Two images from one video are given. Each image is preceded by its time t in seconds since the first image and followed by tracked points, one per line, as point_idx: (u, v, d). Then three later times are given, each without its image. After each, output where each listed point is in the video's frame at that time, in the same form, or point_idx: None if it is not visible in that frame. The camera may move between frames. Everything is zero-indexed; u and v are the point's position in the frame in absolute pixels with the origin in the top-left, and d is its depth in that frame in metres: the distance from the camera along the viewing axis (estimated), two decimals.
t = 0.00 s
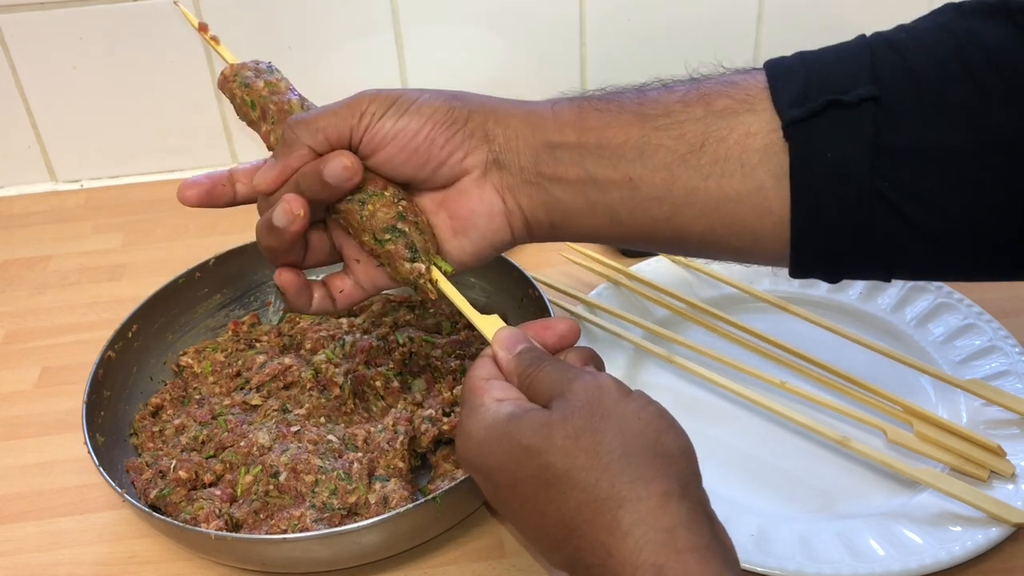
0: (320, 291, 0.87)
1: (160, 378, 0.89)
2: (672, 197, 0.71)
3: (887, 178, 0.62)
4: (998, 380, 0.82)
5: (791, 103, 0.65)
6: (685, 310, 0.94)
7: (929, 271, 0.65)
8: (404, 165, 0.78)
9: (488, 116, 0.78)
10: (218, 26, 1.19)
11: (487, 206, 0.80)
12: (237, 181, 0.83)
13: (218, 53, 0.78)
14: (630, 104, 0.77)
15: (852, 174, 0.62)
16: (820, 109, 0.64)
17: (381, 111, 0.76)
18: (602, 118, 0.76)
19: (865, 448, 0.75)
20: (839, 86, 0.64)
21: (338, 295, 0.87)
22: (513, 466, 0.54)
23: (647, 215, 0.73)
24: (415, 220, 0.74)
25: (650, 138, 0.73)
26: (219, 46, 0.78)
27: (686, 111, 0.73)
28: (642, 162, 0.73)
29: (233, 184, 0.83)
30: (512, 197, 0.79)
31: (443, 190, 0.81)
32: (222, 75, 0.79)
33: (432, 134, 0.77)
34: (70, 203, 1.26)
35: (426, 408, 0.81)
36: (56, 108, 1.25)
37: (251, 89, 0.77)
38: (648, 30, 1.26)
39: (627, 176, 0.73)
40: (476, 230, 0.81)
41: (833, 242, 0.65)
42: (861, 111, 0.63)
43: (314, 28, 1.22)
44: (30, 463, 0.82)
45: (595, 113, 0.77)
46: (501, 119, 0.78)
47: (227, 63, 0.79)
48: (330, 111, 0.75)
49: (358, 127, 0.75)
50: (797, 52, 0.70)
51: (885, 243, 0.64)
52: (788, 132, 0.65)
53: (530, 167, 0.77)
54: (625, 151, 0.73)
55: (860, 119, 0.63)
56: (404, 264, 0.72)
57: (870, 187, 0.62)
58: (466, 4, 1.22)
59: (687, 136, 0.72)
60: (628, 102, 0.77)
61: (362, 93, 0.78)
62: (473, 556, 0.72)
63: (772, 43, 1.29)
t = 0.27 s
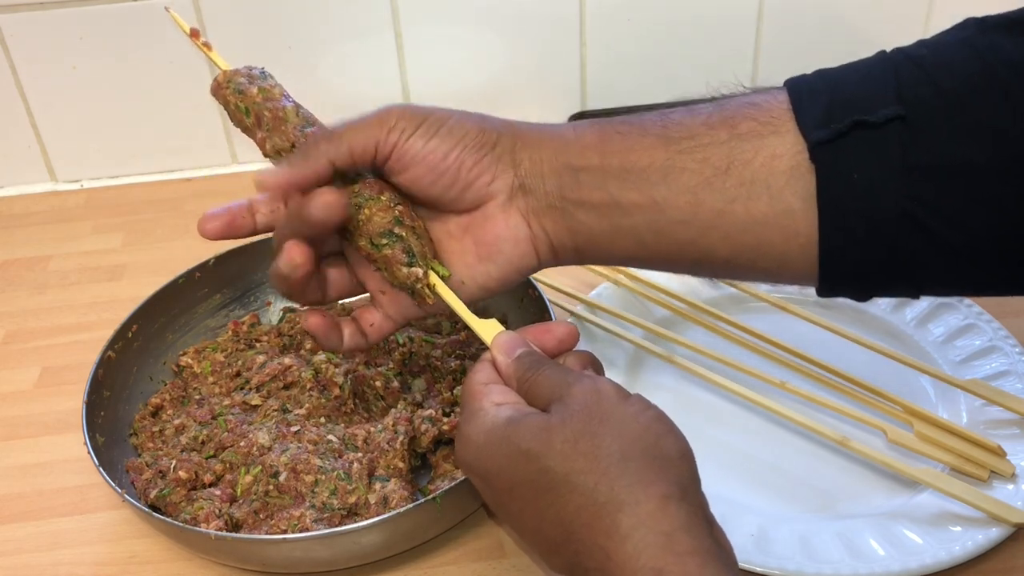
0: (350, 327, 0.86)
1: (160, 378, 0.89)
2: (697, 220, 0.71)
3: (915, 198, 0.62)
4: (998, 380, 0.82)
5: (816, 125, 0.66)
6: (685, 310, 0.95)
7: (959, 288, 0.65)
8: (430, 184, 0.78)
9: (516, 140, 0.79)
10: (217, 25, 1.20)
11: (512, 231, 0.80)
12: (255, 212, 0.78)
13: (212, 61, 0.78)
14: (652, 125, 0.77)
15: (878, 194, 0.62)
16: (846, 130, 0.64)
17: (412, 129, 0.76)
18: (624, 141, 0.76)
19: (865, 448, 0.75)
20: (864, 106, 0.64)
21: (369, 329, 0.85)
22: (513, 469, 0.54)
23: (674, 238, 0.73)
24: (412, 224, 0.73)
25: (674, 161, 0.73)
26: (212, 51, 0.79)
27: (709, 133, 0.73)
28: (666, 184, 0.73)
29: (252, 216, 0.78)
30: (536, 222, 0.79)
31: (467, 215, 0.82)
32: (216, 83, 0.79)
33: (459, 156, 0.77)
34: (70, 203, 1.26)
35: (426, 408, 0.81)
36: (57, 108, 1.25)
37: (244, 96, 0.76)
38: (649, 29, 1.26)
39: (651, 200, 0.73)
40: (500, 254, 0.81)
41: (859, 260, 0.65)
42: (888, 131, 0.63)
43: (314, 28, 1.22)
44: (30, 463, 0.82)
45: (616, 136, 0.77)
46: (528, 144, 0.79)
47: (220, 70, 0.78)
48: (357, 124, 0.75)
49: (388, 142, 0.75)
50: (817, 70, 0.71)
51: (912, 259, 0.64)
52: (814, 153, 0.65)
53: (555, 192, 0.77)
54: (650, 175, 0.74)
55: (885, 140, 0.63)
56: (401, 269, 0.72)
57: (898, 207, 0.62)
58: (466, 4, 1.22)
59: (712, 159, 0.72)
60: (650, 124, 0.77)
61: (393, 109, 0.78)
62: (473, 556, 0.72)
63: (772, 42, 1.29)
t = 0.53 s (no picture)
0: (352, 329, 0.86)
1: (160, 378, 0.89)
2: (709, 224, 0.72)
3: (928, 200, 0.62)
4: (998, 380, 0.82)
5: (828, 126, 0.66)
6: (685, 310, 0.95)
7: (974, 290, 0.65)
8: (440, 186, 0.79)
9: (527, 146, 0.80)
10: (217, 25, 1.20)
11: (523, 236, 0.80)
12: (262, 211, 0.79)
13: (217, 62, 0.77)
14: (663, 130, 0.78)
15: (891, 195, 0.63)
16: (859, 132, 0.64)
17: (425, 130, 0.76)
18: (634, 146, 0.77)
19: (865, 448, 0.75)
20: (877, 108, 0.65)
21: (370, 332, 0.85)
22: (517, 469, 0.54)
23: (686, 242, 0.73)
24: (418, 226, 0.73)
25: (685, 165, 0.74)
26: (216, 53, 0.77)
27: (720, 137, 0.74)
28: (677, 189, 0.73)
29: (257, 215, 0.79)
30: (547, 228, 0.80)
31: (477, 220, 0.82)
32: (221, 83, 0.75)
33: (470, 160, 0.77)
34: (70, 203, 1.26)
35: (426, 408, 0.81)
36: (56, 108, 1.25)
37: (247, 98, 0.73)
38: (649, 29, 1.27)
39: (662, 205, 0.73)
40: (511, 260, 0.81)
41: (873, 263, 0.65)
42: (900, 133, 0.63)
43: (314, 27, 1.22)
44: (30, 463, 0.82)
45: (627, 141, 0.78)
46: (539, 150, 0.79)
47: (224, 72, 0.76)
48: (370, 120, 0.74)
49: (401, 143, 0.75)
50: (829, 74, 0.72)
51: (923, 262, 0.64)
52: (828, 156, 0.65)
53: (565, 198, 0.78)
54: (661, 180, 0.74)
55: (898, 141, 0.63)
56: (406, 270, 0.71)
57: (911, 209, 0.63)
58: (466, 4, 1.22)
59: (723, 163, 0.73)
60: (660, 130, 0.78)
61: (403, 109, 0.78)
62: (473, 556, 0.72)
63: (772, 42, 1.29)
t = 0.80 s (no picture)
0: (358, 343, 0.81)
1: (160, 378, 0.89)
2: (720, 235, 0.70)
3: (941, 207, 0.61)
4: (998, 380, 0.82)
5: (840, 136, 0.65)
6: (685, 310, 0.95)
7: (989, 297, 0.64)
8: (443, 210, 0.76)
9: (528, 161, 0.77)
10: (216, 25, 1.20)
11: (530, 251, 0.78)
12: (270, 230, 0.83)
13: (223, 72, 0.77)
14: (671, 141, 0.76)
15: (905, 206, 0.61)
16: (871, 140, 0.63)
17: (421, 157, 0.74)
18: (642, 157, 0.74)
19: (865, 448, 0.75)
20: (889, 116, 0.63)
21: (377, 346, 0.82)
22: (517, 472, 0.54)
23: (697, 253, 0.71)
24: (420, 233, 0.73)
25: (695, 176, 0.72)
26: (222, 62, 0.77)
27: (731, 146, 0.73)
28: (688, 201, 0.71)
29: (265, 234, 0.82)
30: (555, 242, 0.77)
31: (484, 238, 0.80)
32: (226, 92, 0.77)
33: (472, 181, 0.75)
34: (70, 203, 1.26)
35: (426, 408, 0.81)
36: (56, 108, 1.25)
37: (253, 105, 0.75)
38: (649, 29, 1.26)
39: (672, 217, 0.72)
40: (519, 275, 0.79)
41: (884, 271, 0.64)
42: (913, 141, 0.62)
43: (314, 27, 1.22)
44: (30, 463, 0.82)
45: (635, 153, 0.75)
46: (542, 164, 0.77)
47: (230, 81, 0.77)
48: (369, 158, 0.73)
49: (398, 173, 0.73)
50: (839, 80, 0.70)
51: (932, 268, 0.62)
52: (840, 165, 0.64)
53: (572, 211, 0.75)
54: (670, 191, 0.72)
55: (911, 150, 0.62)
56: (408, 277, 0.71)
57: (925, 217, 0.61)
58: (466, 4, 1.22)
59: (733, 173, 0.71)
60: (669, 141, 0.76)
61: (401, 137, 0.76)
62: (473, 556, 0.72)
63: (772, 42, 1.29)
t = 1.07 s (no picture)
0: (381, 366, 0.83)
1: (160, 378, 0.89)
2: (737, 244, 0.70)
3: (955, 212, 0.61)
4: (998, 380, 0.82)
5: (856, 143, 0.65)
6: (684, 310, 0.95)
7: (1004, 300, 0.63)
8: (464, 212, 0.76)
9: (550, 170, 0.78)
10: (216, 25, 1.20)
11: (549, 261, 0.80)
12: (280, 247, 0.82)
13: (211, 70, 0.77)
14: (687, 150, 0.76)
15: (919, 210, 0.61)
16: (887, 148, 0.63)
17: (448, 155, 0.73)
18: (657, 167, 0.76)
19: (865, 448, 0.75)
20: (904, 123, 0.63)
21: (400, 367, 0.83)
22: (513, 472, 0.54)
23: (713, 263, 0.71)
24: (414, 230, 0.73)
25: (711, 185, 0.72)
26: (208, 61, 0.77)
27: (746, 156, 0.73)
28: (704, 210, 0.72)
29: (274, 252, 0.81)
30: (573, 252, 0.79)
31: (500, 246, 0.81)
32: (213, 91, 0.77)
33: (494, 186, 0.76)
34: (70, 203, 1.26)
35: (426, 408, 0.81)
36: (56, 108, 1.25)
37: (241, 105, 0.75)
38: (650, 29, 1.27)
39: (689, 226, 0.72)
40: (537, 285, 0.80)
41: (893, 275, 0.63)
42: (929, 147, 0.62)
43: (313, 26, 1.22)
44: (30, 463, 0.82)
45: (650, 163, 0.76)
46: (563, 174, 0.78)
47: (217, 80, 0.77)
48: (397, 144, 0.70)
49: (423, 168, 0.72)
50: (853, 87, 0.70)
51: (940, 271, 0.62)
52: (857, 173, 0.64)
53: (590, 221, 0.77)
54: (685, 200, 0.72)
55: (927, 156, 0.62)
56: (402, 276, 0.71)
57: (940, 222, 0.61)
58: (466, 4, 1.22)
59: (749, 183, 0.71)
60: (684, 149, 0.76)
61: (425, 131, 0.74)
62: (473, 556, 0.72)
63: (772, 42, 1.29)
